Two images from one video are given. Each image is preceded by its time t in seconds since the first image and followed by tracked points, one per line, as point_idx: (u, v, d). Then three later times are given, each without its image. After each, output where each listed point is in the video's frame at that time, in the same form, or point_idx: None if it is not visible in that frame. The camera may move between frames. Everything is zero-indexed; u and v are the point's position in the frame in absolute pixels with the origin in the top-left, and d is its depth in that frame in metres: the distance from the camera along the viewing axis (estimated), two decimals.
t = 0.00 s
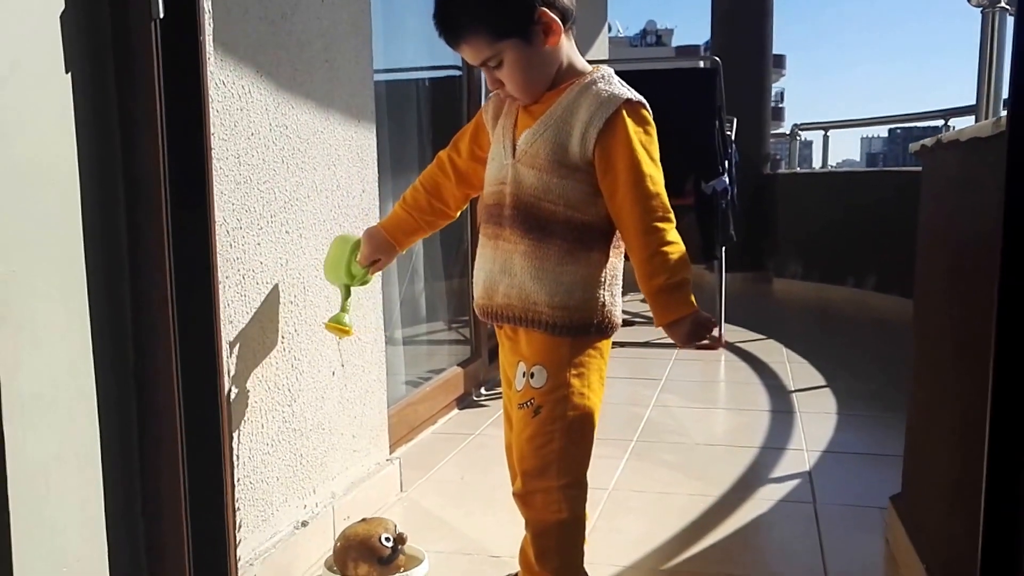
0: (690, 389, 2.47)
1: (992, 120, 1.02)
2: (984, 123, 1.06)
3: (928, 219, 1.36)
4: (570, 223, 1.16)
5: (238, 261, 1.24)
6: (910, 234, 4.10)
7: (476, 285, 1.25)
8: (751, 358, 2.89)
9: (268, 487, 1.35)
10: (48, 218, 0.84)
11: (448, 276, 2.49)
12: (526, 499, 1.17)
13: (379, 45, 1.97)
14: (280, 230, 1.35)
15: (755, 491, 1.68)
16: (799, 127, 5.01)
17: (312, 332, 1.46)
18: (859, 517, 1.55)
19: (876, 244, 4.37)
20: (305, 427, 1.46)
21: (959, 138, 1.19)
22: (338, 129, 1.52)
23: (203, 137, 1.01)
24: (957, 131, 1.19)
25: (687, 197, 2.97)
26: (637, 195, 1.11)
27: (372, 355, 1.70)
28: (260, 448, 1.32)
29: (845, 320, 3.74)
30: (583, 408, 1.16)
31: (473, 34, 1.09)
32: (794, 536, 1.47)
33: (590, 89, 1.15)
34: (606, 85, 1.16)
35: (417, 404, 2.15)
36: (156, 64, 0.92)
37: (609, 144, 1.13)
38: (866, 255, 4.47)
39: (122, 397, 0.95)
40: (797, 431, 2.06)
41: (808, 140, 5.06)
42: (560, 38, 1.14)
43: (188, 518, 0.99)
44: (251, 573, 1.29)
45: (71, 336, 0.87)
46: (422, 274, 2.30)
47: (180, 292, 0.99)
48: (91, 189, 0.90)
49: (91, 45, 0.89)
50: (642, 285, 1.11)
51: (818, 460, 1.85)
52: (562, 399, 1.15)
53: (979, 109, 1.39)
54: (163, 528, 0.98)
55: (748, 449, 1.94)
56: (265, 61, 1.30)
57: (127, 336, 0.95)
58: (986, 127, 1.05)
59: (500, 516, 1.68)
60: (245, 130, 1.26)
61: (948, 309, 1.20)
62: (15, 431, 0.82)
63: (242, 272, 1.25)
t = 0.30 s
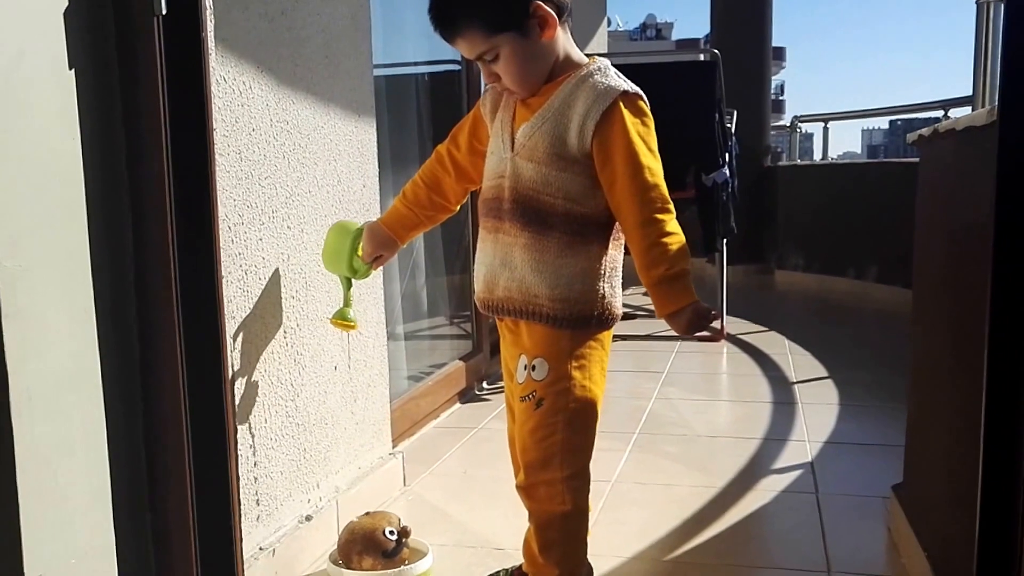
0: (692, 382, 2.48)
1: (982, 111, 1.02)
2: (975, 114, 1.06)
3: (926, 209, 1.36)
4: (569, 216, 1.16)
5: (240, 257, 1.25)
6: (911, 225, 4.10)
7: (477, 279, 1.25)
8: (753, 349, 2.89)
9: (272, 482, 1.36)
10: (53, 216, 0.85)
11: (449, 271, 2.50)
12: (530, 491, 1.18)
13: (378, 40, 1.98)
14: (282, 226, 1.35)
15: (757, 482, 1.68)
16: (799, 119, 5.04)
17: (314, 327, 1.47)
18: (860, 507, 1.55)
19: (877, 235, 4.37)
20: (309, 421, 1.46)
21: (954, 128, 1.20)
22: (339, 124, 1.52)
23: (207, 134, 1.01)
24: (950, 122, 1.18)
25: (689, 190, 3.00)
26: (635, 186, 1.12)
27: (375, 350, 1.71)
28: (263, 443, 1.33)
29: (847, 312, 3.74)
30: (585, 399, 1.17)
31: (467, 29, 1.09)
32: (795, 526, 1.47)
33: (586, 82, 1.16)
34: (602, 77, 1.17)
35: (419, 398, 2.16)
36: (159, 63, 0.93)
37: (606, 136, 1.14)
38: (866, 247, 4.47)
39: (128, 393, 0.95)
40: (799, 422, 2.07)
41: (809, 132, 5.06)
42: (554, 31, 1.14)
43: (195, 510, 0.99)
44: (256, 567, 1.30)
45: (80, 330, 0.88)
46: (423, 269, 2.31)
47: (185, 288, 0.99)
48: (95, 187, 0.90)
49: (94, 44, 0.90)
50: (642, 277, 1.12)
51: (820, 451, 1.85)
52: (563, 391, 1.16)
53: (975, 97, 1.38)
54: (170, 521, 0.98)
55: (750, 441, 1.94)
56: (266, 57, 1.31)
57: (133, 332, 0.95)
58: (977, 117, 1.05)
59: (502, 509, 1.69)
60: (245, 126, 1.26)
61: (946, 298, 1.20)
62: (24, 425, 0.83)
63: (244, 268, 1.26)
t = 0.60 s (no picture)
0: (695, 373, 2.48)
1: (989, 99, 1.02)
2: (982, 102, 1.06)
3: (928, 199, 1.36)
4: (570, 210, 1.16)
5: (244, 253, 1.24)
6: (912, 215, 4.10)
7: (478, 272, 1.25)
8: (756, 340, 2.89)
9: (279, 477, 1.36)
10: (66, 216, 0.84)
11: (451, 265, 2.49)
12: (536, 485, 1.18)
13: (377, 34, 1.97)
14: (286, 222, 1.35)
15: (763, 474, 1.69)
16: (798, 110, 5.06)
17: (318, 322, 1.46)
18: (865, 498, 1.55)
19: (878, 225, 4.37)
20: (314, 416, 1.46)
21: (959, 118, 1.19)
22: (341, 118, 1.52)
23: (214, 131, 1.01)
24: (955, 109, 1.18)
25: (689, 181, 3.00)
26: (637, 179, 1.12)
27: (379, 343, 1.70)
28: (269, 437, 1.33)
29: (848, 302, 3.74)
30: (590, 391, 1.17)
31: (466, 23, 1.09)
32: (801, 518, 1.48)
33: (587, 75, 1.15)
34: (602, 70, 1.16)
35: (423, 392, 2.16)
36: (167, 61, 0.92)
37: (607, 129, 1.13)
38: (867, 236, 4.47)
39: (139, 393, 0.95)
40: (803, 414, 2.07)
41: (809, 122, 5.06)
42: (553, 24, 1.13)
43: (207, 507, 0.99)
44: (264, 562, 1.30)
45: (94, 328, 0.88)
46: (424, 263, 2.30)
47: (194, 286, 0.99)
48: (106, 186, 0.90)
49: (102, 43, 0.89)
50: (645, 270, 1.12)
51: (824, 442, 1.86)
52: (567, 384, 1.16)
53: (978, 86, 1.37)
54: (182, 518, 0.98)
55: (755, 433, 1.94)
56: (267, 53, 1.30)
57: (144, 331, 0.95)
58: (984, 105, 1.04)
59: (509, 503, 1.69)
60: (248, 122, 1.26)
61: (951, 289, 1.20)
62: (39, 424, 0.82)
63: (249, 265, 1.25)
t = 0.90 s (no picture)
0: (700, 366, 2.48)
1: (995, 91, 1.01)
2: (987, 94, 1.05)
3: (934, 193, 1.35)
4: (569, 205, 1.16)
5: (249, 250, 1.24)
6: (917, 205, 4.09)
7: (478, 268, 1.25)
8: (761, 333, 2.89)
9: (285, 473, 1.36)
10: (67, 216, 0.84)
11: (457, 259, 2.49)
12: (539, 481, 1.18)
13: (380, 28, 1.96)
14: (290, 218, 1.35)
15: (769, 469, 1.68)
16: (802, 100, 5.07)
17: (324, 318, 1.46)
18: (871, 493, 1.55)
19: (882, 216, 4.36)
20: (320, 412, 1.46)
21: (965, 111, 1.19)
22: (344, 113, 1.51)
23: (215, 130, 1.01)
24: (961, 101, 1.17)
25: (693, 174, 3.07)
26: (636, 174, 1.11)
27: (384, 338, 1.70)
28: (275, 434, 1.33)
29: (853, 293, 3.74)
30: (592, 388, 1.17)
31: (465, 17, 1.08)
32: (807, 513, 1.47)
33: (585, 69, 1.15)
34: (600, 64, 1.15)
35: (428, 385, 2.16)
36: (166, 59, 0.92)
37: (605, 124, 1.13)
38: (871, 227, 4.46)
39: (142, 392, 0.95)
40: (809, 407, 2.07)
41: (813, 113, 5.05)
42: (551, 18, 1.13)
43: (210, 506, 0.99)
44: (271, 558, 1.30)
45: (96, 327, 0.88)
46: (430, 257, 2.30)
47: (197, 285, 0.99)
48: (106, 185, 0.90)
49: (101, 43, 0.89)
50: (646, 264, 1.11)
51: (830, 436, 1.85)
52: (569, 380, 1.15)
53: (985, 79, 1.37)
54: (186, 516, 0.98)
55: (761, 427, 1.94)
56: (269, 49, 1.30)
57: (147, 330, 0.95)
58: (990, 97, 1.04)
59: (515, 497, 1.69)
60: (251, 119, 1.25)
61: (957, 284, 1.19)
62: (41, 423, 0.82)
63: (253, 262, 1.25)
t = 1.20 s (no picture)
0: (705, 362, 2.47)
1: (999, 91, 1.00)
2: (992, 94, 1.04)
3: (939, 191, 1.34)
4: (563, 204, 1.15)
5: (252, 249, 1.23)
6: (922, 199, 4.08)
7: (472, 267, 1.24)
8: (766, 328, 2.89)
9: (289, 471, 1.36)
10: (59, 220, 0.84)
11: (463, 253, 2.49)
12: (537, 483, 1.17)
13: (386, 23, 1.95)
14: (293, 216, 1.34)
15: (773, 466, 1.68)
16: (807, 93, 5.06)
17: (328, 316, 1.46)
18: (876, 492, 1.55)
19: (887, 209, 4.35)
20: (324, 410, 1.46)
21: (971, 110, 1.17)
22: (347, 111, 1.51)
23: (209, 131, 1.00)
24: (966, 101, 1.16)
25: (697, 168, 2.99)
26: (631, 174, 1.10)
27: (388, 335, 1.70)
28: (279, 432, 1.33)
29: (857, 288, 3.73)
30: (588, 389, 1.16)
31: (464, 14, 1.07)
32: (812, 511, 1.47)
33: (581, 69, 1.14)
34: (596, 63, 1.14)
35: (434, 380, 2.16)
36: (159, 62, 0.92)
37: (600, 123, 1.12)
38: (875, 221, 4.45)
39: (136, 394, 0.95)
40: (814, 403, 2.06)
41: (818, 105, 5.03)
42: (549, 16, 1.12)
43: (207, 508, 0.99)
44: (276, 557, 1.30)
45: (89, 328, 0.88)
46: (436, 251, 2.29)
47: (193, 285, 0.99)
48: (100, 188, 0.90)
49: (93, 46, 0.89)
50: (642, 264, 1.10)
51: (835, 433, 1.85)
52: (565, 381, 1.15)
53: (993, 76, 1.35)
54: (183, 516, 0.98)
55: (765, 423, 1.93)
56: (272, 47, 1.29)
57: (141, 332, 0.95)
58: (995, 96, 1.02)
59: (519, 494, 1.69)
60: (254, 117, 1.24)
61: (962, 284, 1.18)
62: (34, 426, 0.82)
63: (257, 261, 1.24)
